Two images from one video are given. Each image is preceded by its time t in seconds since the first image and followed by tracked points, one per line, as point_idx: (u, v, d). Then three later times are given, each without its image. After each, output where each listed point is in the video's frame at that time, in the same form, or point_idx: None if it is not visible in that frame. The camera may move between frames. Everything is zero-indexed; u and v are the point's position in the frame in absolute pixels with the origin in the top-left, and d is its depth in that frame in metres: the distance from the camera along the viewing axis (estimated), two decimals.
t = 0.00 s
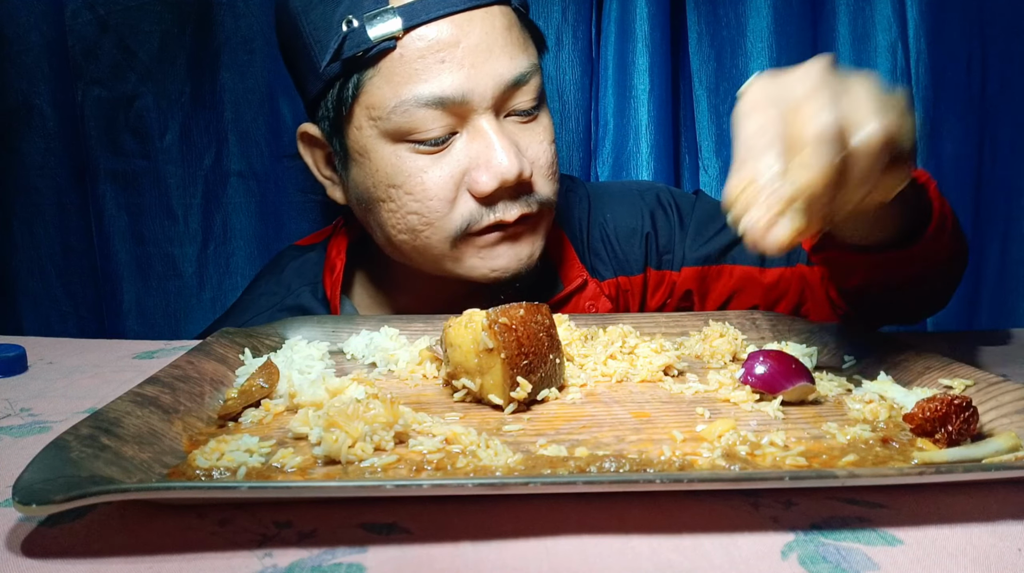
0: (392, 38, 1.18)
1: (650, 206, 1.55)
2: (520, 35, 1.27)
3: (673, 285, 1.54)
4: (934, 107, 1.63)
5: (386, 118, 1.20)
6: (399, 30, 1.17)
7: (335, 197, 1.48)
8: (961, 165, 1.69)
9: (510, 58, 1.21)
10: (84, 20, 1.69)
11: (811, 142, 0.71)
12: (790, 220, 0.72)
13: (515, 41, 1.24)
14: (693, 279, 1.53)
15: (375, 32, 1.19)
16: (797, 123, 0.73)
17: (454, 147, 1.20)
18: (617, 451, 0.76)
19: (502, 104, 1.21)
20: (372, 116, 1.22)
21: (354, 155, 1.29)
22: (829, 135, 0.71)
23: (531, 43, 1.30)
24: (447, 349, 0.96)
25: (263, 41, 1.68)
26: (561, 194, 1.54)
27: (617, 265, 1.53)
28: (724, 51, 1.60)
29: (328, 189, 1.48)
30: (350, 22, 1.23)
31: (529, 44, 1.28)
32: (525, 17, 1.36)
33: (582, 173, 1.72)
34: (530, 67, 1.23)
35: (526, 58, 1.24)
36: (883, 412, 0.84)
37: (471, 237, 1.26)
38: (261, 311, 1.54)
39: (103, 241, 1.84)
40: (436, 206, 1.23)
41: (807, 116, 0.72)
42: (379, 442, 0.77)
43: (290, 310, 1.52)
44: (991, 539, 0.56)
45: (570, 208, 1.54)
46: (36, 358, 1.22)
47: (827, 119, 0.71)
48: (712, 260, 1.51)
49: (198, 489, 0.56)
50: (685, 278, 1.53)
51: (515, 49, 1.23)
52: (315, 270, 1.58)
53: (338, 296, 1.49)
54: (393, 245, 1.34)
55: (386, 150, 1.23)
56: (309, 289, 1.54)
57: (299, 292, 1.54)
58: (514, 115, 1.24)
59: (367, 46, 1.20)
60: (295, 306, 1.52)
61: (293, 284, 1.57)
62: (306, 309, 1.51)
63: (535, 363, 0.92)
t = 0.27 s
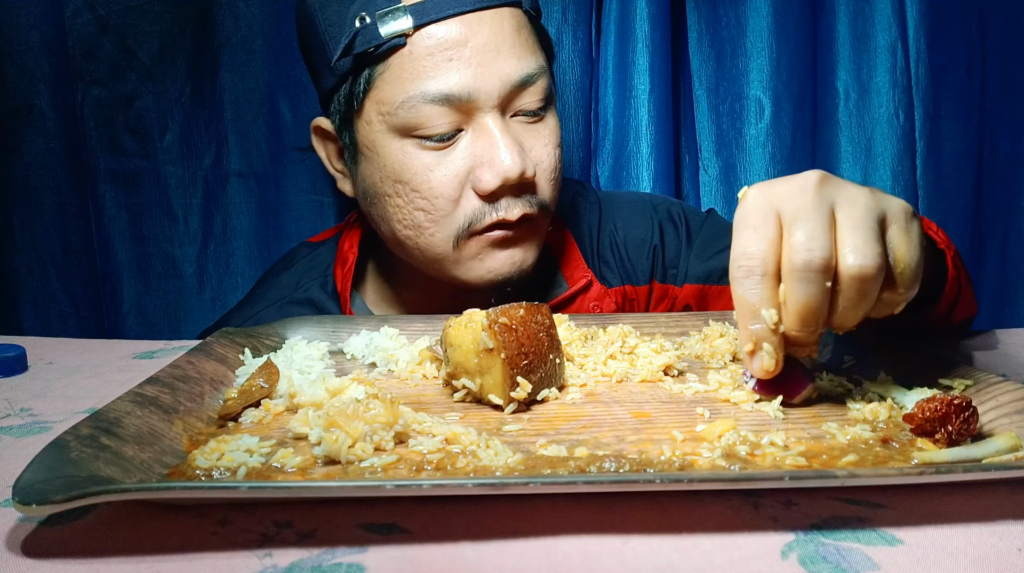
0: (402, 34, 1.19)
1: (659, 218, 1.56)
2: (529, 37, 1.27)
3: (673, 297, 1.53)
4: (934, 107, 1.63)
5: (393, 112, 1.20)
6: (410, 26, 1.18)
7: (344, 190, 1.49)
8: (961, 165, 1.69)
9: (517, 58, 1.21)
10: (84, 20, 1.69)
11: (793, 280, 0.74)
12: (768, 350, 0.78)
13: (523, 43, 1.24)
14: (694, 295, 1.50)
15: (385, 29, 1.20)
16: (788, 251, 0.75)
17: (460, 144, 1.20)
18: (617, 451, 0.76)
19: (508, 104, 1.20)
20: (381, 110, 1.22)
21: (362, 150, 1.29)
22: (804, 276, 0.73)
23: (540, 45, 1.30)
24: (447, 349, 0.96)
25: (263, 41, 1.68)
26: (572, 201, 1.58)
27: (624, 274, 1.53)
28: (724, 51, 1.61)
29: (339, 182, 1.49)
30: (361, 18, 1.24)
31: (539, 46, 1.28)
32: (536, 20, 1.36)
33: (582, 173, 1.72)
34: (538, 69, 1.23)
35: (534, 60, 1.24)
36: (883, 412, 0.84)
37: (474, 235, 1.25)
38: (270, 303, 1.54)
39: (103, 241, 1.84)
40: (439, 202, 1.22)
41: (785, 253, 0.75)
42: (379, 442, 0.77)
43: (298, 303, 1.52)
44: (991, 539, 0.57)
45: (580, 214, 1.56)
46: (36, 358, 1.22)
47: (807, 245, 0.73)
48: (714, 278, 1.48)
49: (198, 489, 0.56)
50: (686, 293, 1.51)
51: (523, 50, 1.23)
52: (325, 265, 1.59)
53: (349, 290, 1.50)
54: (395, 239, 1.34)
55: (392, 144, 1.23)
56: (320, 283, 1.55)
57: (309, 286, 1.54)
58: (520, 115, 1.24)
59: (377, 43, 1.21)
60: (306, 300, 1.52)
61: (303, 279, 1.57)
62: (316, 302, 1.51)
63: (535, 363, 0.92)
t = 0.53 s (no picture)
0: (392, 34, 1.19)
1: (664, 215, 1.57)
2: (528, 39, 1.25)
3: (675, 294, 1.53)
4: (934, 107, 1.63)
5: (382, 111, 1.21)
6: (400, 26, 1.19)
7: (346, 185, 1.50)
8: (961, 165, 1.69)
9: (511, 61, 1.20)
10: (84, 20, 1.69)
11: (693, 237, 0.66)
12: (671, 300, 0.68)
13: (519, 46, 1.23)
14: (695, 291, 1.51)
15: (377, 29, 1.21)
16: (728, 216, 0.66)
17: (447, 146, 1.20)
18: (617, 451, 0.76)
19: (499, 108, 1.19)
20: (372, 109, 1.23)
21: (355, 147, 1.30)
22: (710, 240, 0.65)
23: (540, 48, 1.28)
24: (447, 349, 0.96)
25: (263, 41, 1.68)
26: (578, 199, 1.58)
27: (629, 272, 1.55)
28: (724, 51, 1.61)
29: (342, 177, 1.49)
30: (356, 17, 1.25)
31: (539, 48, 1.26)
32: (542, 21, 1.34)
33: (583, 173, 1.72)
34: (533, 72, 1.21)
35: (530, 64, 1.22)
36: (883, 412, 0.84)
37: (460, 237, 1.26)
38: (279, 302, 1.53)
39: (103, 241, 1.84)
40: (425, 203, 1.23)
41: (698, 207, 0.66)
42: (379, 442, 0.77)
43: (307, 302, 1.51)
44: (991, 539, 0.57)
45: (587, 212, 1.56)
46: (36, 358, 1.22)
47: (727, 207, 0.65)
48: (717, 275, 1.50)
49: (197, 489, 0.56)
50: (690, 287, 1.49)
51: (518, 53, 1.22)
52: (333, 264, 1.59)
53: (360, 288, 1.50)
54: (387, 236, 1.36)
55: (381, 143, 1.24)
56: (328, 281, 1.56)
57: (317, 285, 1.54)
58: (513, 118, 1.22)
59: (369, 42, 1.22)
60: (314, 298, 1.52)
61: (311, 278, 1.57)
62: (324, 298, 1.51)
63: (535, 363, 0.92)
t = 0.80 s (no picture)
0: (371, 38, 1.21)
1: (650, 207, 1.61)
2: (511, 41, 1.26)
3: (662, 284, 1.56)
4: (934, 107, 1.63)
5: (364, 114, 1.22)
6: (378, 31, 1.21)
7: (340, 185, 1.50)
8: (960, 165, 1.69)
9: (491, 64, 1.21)
10: (84, 20, 1.69)
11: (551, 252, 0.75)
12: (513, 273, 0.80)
13: (501, 48, 1.24)
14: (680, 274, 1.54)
15: (357, 33, 1.23)
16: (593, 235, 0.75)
17: (427, 148, 1.21)
18: (617, 451, 0.76)
19: (479, 109, 1.20)
20: (354, 111, 1.24)
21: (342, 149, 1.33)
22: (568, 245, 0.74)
23: (527, 49, 1.29)
24: (445, 351, 0.96)
25: (263, 41, 1.68)
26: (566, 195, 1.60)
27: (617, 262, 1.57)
28: (724, 51, 1.60)
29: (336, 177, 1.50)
30: (339, 20, 1.28)
31: (522, 50, 1.27)
32: (530, 20, 1.34)
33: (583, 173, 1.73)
34: (513, 74, 1.22)
35: (511, 66, 1.23)
36: (883, 412, 0.84)
37: (443, 238, 1.27)
38: (274, 303, 1.54)
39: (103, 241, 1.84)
40: (407, 204, 1.25)
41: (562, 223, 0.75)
42: (379, 442, 0.77)
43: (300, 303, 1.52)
44: (991, 539, 0.56)
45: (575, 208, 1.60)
46: (36, 358, 1.22)
47: (624, 244, 0.73)
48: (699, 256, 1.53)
49: (197, 489, 0.56)
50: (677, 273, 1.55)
51: (499, 56, 1.23)
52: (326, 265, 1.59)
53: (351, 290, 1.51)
54: (375, 236, 1.37)
55: (364, 146, 1.25)
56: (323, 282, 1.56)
57: (312, 285, 1.55)
58: (496, 120, 1.22)
59: (348, 45, 1.24)
60: (308, 299, 1.53)
61: (305, 279, 1.57)
62: (318, 300, 1.52)
63: (534, 363, 0.92)
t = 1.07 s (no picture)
0: (351, 57, 1.21)
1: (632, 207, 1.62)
2: (492, 54, 1.27)
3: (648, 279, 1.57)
4: (935, 106, 1.63)
5: (346, 133, 1.24)
6: (358, 50, 1.21)
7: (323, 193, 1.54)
8: (960, 165, 1.69)
9: (471, 80, 1.23)
10: (84, 20, 1.69)
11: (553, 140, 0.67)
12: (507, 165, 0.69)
13: (481, 62, 1.25)
14: (664, 272, 1.55)
15: (336, 51, 1.22)
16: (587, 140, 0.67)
17: (411, 166, 1.25)
18: (617, 451, 0.76)
19: (460, 127, 1.23)
20: (336, 129, 1.26)
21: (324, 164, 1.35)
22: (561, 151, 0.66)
23: (507, 61, 1.29)
24: (428, 351, 0.98)
25: (263, 41, 1.68)
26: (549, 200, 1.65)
27: (602, 263, 1.58)
28: (724, 51, 1.61)
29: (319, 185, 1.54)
30: (316, 38, 1.25)
31: (502, 61, 1.28)
32: (509, 30, 1.32)
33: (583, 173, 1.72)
34: (494, 90, 1.25)
35: (491, 80, 1.25)
36: (883, 412, 0.84)
37: (427, 248, 1.34)
38: (259, 307, 1.57)
39: (103, 241, 1.84)
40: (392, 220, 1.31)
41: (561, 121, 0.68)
42: (379, 442, 0.77)
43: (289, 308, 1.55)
44: (991, 539, 0.56)
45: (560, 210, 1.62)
46: (36, 358, 1.22)
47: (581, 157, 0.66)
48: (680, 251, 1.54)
49: (197, 489, 0.56)
50: (659, 272, 1.56)
51: (479, 71, 1.25)
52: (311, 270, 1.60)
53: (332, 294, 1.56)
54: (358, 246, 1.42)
55: (347, 163, 1.28)
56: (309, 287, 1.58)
57: (298, 290, 1.57)
58: (478, 133, 1.25)
59: (327, 64, 1.23)
60: (295, 303, 1.55)
61: (291, 283, 1.58)
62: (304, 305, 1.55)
63: (512, 365, 0.91)
